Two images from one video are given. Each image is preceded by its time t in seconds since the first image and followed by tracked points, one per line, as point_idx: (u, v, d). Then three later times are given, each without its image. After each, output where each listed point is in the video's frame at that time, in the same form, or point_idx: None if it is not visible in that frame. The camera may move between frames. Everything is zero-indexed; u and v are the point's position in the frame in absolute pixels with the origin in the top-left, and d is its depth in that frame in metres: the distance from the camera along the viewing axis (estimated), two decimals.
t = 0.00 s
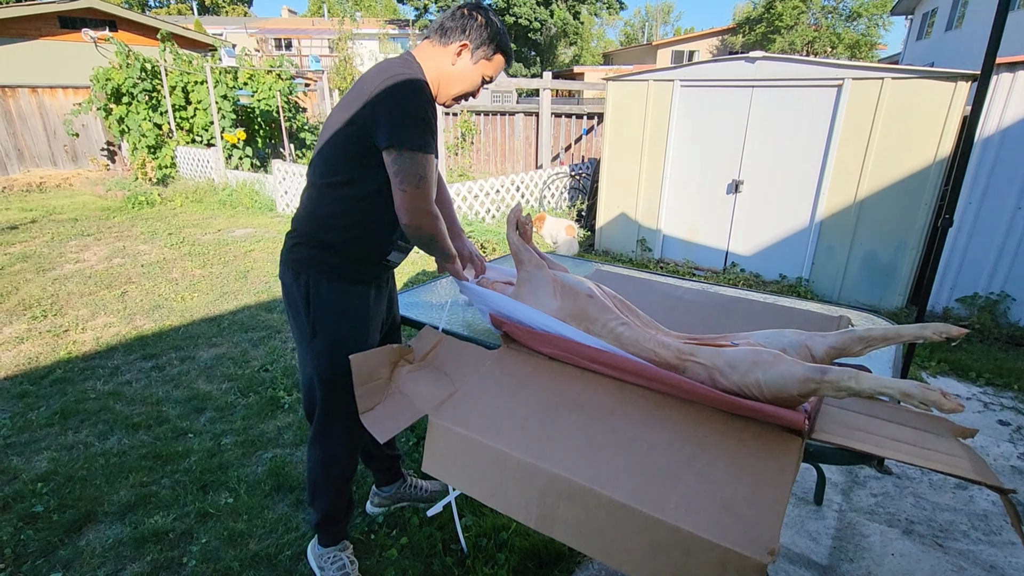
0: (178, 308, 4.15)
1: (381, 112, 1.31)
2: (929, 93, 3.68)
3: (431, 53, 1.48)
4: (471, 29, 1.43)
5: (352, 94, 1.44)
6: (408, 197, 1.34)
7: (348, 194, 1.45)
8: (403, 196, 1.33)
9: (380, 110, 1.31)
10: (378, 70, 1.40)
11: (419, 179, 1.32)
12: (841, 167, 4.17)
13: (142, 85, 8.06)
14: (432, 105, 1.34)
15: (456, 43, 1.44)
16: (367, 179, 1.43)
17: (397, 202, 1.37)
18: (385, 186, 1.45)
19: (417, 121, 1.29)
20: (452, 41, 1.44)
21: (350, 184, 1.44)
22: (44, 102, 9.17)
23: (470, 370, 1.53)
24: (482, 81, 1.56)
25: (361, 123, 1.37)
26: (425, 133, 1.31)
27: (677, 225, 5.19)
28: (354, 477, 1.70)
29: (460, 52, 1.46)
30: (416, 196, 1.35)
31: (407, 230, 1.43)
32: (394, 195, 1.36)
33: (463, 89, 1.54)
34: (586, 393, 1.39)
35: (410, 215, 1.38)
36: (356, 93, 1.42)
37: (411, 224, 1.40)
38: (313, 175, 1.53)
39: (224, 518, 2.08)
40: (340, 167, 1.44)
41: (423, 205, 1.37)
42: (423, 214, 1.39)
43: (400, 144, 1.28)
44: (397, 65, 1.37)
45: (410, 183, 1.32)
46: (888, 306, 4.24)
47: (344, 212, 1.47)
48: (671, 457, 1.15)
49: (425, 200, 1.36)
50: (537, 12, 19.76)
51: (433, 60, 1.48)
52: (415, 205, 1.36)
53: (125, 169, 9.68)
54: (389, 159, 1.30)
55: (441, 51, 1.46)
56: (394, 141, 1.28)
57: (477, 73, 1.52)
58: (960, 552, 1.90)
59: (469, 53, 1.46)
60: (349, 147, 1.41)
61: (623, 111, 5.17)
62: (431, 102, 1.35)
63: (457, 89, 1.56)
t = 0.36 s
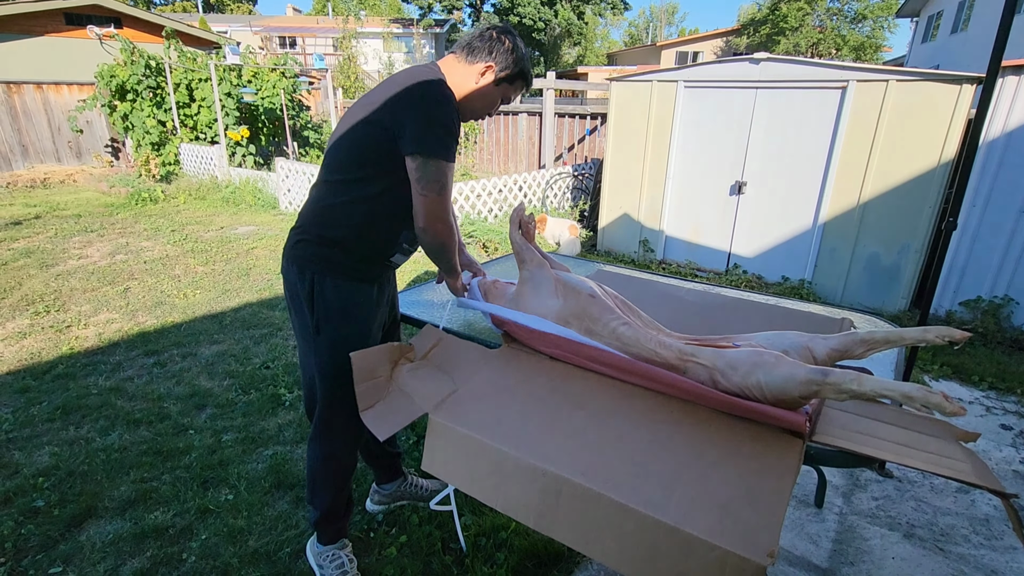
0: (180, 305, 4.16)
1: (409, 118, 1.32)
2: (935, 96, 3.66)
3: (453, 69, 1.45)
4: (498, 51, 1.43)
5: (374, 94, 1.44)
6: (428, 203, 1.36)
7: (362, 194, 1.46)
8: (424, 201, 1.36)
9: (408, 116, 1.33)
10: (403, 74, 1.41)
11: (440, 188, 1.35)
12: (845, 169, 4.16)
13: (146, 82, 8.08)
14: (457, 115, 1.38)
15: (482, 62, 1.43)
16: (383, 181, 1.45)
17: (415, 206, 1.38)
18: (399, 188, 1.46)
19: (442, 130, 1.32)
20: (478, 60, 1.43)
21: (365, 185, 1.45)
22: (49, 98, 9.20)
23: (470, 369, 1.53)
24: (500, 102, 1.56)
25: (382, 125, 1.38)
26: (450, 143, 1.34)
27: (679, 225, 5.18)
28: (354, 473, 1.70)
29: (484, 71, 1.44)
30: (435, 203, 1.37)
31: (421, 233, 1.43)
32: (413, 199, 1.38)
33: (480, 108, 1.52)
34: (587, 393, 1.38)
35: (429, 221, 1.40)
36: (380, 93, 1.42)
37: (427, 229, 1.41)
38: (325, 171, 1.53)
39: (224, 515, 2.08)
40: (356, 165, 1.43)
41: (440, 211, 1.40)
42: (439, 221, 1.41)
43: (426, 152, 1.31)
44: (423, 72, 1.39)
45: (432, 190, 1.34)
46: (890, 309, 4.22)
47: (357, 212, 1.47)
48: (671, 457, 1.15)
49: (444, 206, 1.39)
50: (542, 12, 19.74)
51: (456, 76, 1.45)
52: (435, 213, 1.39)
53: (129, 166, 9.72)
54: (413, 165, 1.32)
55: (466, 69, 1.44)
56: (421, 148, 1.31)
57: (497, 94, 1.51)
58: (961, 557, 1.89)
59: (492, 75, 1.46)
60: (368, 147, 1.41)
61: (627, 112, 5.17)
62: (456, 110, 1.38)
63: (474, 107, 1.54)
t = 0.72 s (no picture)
0: (181, 303, 4.16)
1: (419, 125, 1.32)
2: (938, 98, 3.65)
3: (463, 84, 1.45)
4: (509, 70, 1.44)
5: (385, 98, 1.44)
6: (414, 207, 1.34)
7: (367, 198, 1.46)
8: (413, 205, 1.34)
9: (418, 120, 1.33)
10: (416, 81, 1.41)
11: (430, 193, 1.33)
12: (847, 171, 4.15)
13: (148, 80, 8.09)
14: (466, 126, 1.38)
15: (493, 80, 1.44)
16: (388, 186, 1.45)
17: (401, 207, 1.37)
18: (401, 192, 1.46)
19: (449, 139, 1.32)
20: (489, 77, 1.44)
21: (370, 189, 1.45)
22: (51, 96, 9.20)
23: (470, 369, 1.53)
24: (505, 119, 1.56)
25: (391, 131, 1.38)
26: (456, 152, 1.34)
27: (681, 226, 5.17)
28: (353, 472, 1.70)
29: (494, 89, 1.45)
30: (420, 207, 1.35)
31: (402, 237, 1.41)
32: (400, 200, 1.36)
33: (487, 123, 1.52)
34: (587, 394, 1.38)
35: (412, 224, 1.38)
36: (394, 96, 1.42)
37: (408, 232, 1.39)
38: (330, 171, 1.52)
39: (222, 513, 2.08)
40: (360, 164, 1.43)
41: (423, 218, 1.38)
42: (422, 225, 1.39)
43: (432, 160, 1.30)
44: (436, 80, 1.39)
45: (421, 194, 1.33)
46: (892, 311, 4.21)
47: (361, 215, 1.47)
48: (670, 458, 1.15)
49: (429, 214, 1.37)
50: (544, 12, 19.72)
51: (466, 90, 1.44)
52: (420, 218, 1.37)
53: (131, 164, 9.72)
54: (411, 167, 1.32)
55: (476, 84, 1.44)
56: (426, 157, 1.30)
57: (503, 112, 1.52)
58: (960, 560, 1.89)
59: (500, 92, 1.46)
60: (375, 149, 1.40)
61: (628, 112, 5.17)
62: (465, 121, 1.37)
63: (480, 122, 1.54)
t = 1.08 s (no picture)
0: (183, 301, 4.17)
1: (426, 126, 1.32)
2: (941, 100, 3.64)
3: (469, 87, 1.45)
4: (514, 75, 1.45)
5: (390, 99, 1.44)
6: (424, 207, 1.34)
7: (371, 198, 1.46)
8: (422, 206, 1.34)
9: (424, 119, 1.33)
10: (420, 82, 1.41)
11: (438, 194, 1.33)
12: (849, 172, 4.14)
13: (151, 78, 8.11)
14: (471, 127, 1.38)
15: (497, 84, 1.43)
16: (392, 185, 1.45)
17: (411, 207, 1.37)
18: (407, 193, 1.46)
19: (455, 140, 1.32)
20: (494, 82, 1.44)
21: (374, 189, 1.45)
22: (54, 93, 9.23)
23: (471, 368, 1.52)
24: (508, 123, 1.56)
25: (396, 130, 1.38)
26: (463, 153, 1.35)
27: (683, 228, 5.17)
28: (355, 471, 1.70)
29: (498, 93, 1.45)
30: (430, 208, 1.35)
31: (411, 236, 1.41)
32: (411, 201, 1.36)
33: (490, 127, 1.52)
34: (588, 394, 1.38)
35: (423, 224, 1.38)
36: (399, 96, 1.42)
37: (418, 232, 1.39)
38: (334, 171, 1.52)
39: (223, 511, 2.08)
40: (365, 164, 1.43)
41: (433, 219, 1.38)
42: (432, 226, 1.39)
43: (440, 161, 1.31)
44: (441, 80, 1.39)
45: (431, 194, 1.33)
46: (894, 313, 4.21)
47: (366, 215, 1.48)
48: (671, 459, 1.15)
49: (438, 215, 1.37)
50: (547, 12, 19.71)
51: (471, 94, 1.44)
52: (429, 218, 1.37)
53: (133, 162, 9.75)
54: (419, 166, 1.32)
55: (481, 88, 1.44)
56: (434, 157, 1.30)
57: (506, 116, 1.52)
58: (961, 563, 1.88)
59: (505, 97, 1.46)
60: (380, 150, 1.40)
61: (631, 113, 5.17)
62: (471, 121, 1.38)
63: (483, 126, 1.53)
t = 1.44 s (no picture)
0: (184, 300, 4.17)
1: (433, 132, 1.33)
2: (942, 102, 3.65)
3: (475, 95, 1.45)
4: (520, 84, 1.45)
5: (395, 103, 1.44)
6: (435, 216, 1.35)
7: (374, 202, 1.46)
8: (431, 213, 1.35)
9: (430, 125, 1.33)
10: (426, 86, 1.41)
11: (448, 202, 1.34)
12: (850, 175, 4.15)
13: (153, 77, 8.12)
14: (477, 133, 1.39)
15: (504, 93, 1.44)
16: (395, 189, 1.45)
17: (422, 216, 1.38)
18: (411, 197, 1.47)
19: (463, 147, 1.33)
20: (501, 90, 1.44)
21: (378, 193, 1.45)
22: (55, 92, 9.24)
23: (472, 369, 1.53)
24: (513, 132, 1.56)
25: (402, 135, 1.38)
26: (468, 159, 1.35)
27: (683, 229, 5.18)
28: (355, 471, 1.71)
29: (505, 102, 1.46)
30: (441, 216, 1.36)
31: (424, 245, 1.42)
32: (422, 210, 1.37)
33: (495, 135, 1.53)
34: (589, 395, 1.39)
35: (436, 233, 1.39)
36: (404, 100, 1.43)
37: (428, 240, 1.40)
38: (336, 172, 1.52)
39: (224, 510, 2.09)
40: (369, 168, 1.43)
41: (445, 227, 1.39)
42: (443, 234, 1.40)
43: (446, 167, 1.31)
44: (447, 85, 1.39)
45: (440, 202, 1.34)
46: (894, 315, 4.21)
47: (369, 218, 1.48)
48: (671, 459, 1.15)
49: (446, 222, 1.38)
50: (548, 13, 19.70)
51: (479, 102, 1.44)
52: (438, 226, 1.38)
53: (134, 161, 9.76)
54: (428, 174, 1.32)
55: (488, 97, 1.45)
56: (440, 163, 1.31)
57: (512, 125, 1.53)
58: (961, 564, 1.88)
59: (511, 106, 1.47)
60: (385, 154, 1.40)
61: (632, 114, 5.18)
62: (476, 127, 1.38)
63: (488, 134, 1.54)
